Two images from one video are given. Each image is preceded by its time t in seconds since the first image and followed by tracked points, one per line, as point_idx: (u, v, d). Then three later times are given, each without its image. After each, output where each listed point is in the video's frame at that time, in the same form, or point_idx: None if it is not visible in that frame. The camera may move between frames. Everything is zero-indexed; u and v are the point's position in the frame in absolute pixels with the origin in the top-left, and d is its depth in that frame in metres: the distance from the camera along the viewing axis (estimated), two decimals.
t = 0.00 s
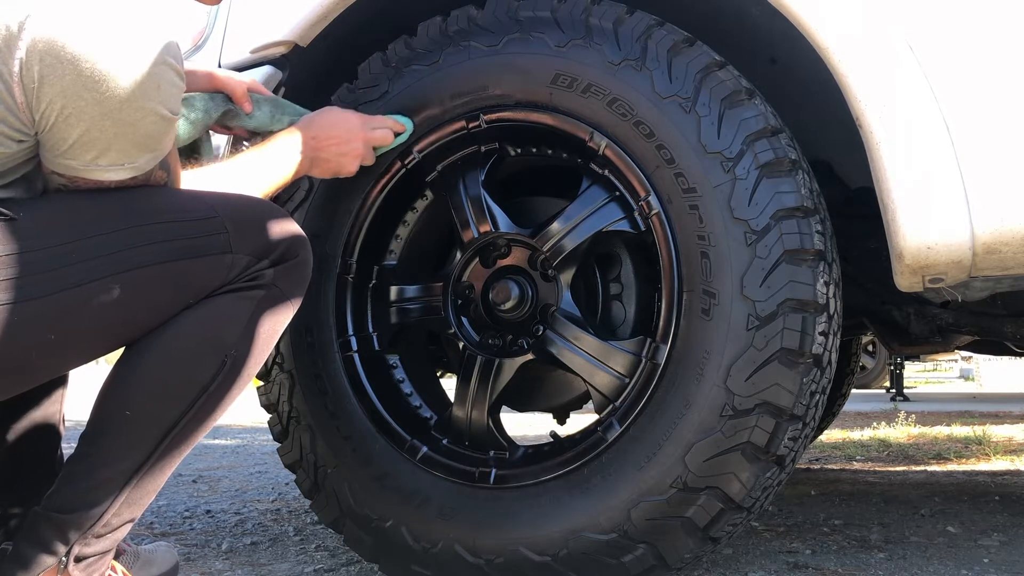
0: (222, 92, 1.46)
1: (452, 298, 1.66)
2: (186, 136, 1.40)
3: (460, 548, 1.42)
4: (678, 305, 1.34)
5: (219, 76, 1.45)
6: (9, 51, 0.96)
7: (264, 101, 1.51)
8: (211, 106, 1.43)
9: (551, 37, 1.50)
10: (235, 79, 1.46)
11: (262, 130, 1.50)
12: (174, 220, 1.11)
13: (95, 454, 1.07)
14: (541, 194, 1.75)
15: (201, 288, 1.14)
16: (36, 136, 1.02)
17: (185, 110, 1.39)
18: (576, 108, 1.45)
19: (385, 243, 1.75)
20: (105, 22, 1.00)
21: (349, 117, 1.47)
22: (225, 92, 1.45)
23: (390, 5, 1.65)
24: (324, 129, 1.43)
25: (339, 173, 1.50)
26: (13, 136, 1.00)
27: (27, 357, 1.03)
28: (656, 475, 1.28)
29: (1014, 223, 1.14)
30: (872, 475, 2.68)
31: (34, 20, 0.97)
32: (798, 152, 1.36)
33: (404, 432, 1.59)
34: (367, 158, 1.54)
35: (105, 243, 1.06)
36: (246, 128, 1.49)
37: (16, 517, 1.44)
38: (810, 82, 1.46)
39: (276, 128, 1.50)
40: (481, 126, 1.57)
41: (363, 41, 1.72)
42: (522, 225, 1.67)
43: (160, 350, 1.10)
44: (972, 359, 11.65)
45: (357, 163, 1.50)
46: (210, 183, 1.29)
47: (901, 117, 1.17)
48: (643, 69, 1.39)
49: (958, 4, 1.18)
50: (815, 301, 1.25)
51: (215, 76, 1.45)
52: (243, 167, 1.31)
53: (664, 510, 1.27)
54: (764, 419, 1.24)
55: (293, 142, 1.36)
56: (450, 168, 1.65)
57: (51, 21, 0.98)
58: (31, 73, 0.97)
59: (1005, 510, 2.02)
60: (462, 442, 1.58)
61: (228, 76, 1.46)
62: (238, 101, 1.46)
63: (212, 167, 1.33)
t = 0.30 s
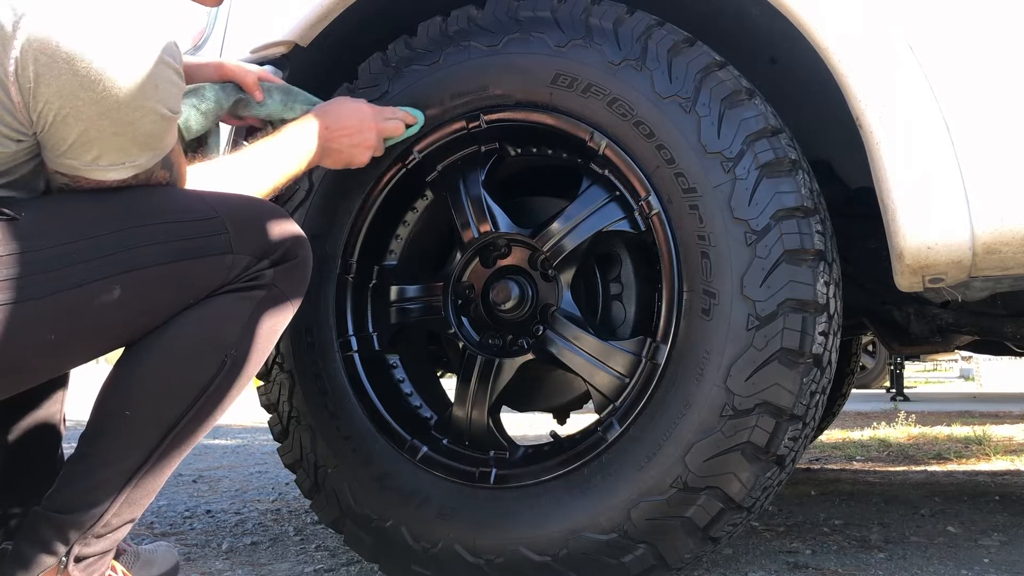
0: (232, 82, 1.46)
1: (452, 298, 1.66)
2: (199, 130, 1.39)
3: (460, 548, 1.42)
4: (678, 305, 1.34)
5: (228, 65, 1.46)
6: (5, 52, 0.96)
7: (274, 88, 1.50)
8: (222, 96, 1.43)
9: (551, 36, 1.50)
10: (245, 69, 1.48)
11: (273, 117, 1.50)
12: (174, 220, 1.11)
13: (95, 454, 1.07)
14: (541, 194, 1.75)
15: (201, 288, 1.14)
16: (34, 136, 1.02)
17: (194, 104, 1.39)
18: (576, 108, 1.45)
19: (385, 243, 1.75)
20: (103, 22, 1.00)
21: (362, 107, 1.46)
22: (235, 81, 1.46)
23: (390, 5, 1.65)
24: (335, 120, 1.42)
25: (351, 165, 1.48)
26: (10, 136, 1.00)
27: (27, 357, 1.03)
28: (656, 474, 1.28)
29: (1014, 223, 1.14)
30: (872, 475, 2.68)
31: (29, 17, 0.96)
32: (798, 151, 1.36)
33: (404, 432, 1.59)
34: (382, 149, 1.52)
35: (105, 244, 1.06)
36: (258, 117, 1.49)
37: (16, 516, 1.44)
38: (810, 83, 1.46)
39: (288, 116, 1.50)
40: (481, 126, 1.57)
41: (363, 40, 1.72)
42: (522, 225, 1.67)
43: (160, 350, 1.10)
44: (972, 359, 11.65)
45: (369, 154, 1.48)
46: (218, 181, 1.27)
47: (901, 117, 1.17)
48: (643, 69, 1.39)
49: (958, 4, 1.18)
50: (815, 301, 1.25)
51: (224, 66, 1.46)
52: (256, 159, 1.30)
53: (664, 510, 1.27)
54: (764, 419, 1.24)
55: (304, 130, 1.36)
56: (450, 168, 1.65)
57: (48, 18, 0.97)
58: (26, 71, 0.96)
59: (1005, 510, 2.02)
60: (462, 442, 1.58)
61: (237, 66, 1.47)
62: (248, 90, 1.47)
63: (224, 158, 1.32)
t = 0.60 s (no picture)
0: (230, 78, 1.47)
1: (452, 298, 1.66)
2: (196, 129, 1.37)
3: (460, 548, 1.42)
4: (678, 305, 1.34)
5: (225, 61, 1.46)
6: (6, 56, 0.96)
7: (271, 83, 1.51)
8: (222, 91, 1.42)
9: (551, 37, 1.50)
10: (243, 64, 1.47)
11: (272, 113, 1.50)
12: (173, 220, 1.11)
13: (95, 454, 1.07)
14: (541, 194, 1.75)
15: (201, 288, 1.14)
16: (36, 139, 1.02)
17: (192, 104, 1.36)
18: (576, 108, 1.45)
19: (386, 243, 1.75)
20: (105, 23, 1.00)
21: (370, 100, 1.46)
22: (232, 77, 1.46)
23: (390, 5, 1.65)
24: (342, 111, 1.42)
25: (361, 159, 1.48)
26: (12, 139, 1.00)
27: (27, 357, 1.03)
28: (656, 474, 1.28)
29: (1014, 224, 1.14)
30: (872, 475, 2.68)
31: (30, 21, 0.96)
32: (798, 152, 1.36)
33: (404, 431, 1.59)
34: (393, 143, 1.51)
35: (105, 244, 1.06)
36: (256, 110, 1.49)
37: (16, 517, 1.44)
38: (810, 83, 1.46)
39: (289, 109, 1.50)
40: (481, 126, 1.57)
41: (364, 41, 1.72)
42: (522, 225, 1.68)
43: (159, 350, 1.10)
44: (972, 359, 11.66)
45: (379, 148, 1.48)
46: (223, 177, 1.28)
47: (901, 117, 1.17)
48: (643, 69, 1.39)
49: (957, 4, 1.18)
50: (815, 301, 1.25)
51: (222, 61, 1.46)
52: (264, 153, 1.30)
53: (664, 510, 1.27)
54: (764, 419, 1.24)
55: (312, 125, 1.36)
56: (450, 168, 1.65)
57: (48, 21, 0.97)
58: (29, 79, 0.96)
59: (1005, 510, 2.02)
60: (461, 442, 1.58)
61: (234, 62, 1.47)
62: (246, 85, 1.47)
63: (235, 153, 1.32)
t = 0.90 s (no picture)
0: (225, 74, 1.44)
1: (452, 298, 1.66)
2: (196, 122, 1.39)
3: (460, 548, 1.42)
4: (678, 305, 1.34)
5: (222, 57, 1.42)
6: (5, 57, 0.96)
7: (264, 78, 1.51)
8: (216, 87, 1.41)
9: (551, 37, 1.50)
10: (239, 60, 1.45)
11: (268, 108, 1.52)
12: (172, 219, 1.11)
13: (94, 454, 1.07)
14: (541, 194, 1.75)
15: (200, 287, 1.14)
16: (33, 136, 1.02)
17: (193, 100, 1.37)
18: (576, 108, 1.45)
19: (386, 243, 1.75)
20: (104, 24, 1.00)
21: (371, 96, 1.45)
22: (228, 73, 1.44)
23: (390, 5, 1.65)
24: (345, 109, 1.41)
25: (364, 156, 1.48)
26: (9, 137, 1.00)
27: (28, 357, 1.03)
28: (656, 474, 1.28)
29: (1014, 223, 1.14)
30: (872, 475, 2.69)
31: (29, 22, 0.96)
32: (798, 152, 1.36)
33: (404, 431, 1.59)
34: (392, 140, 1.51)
35: (105, 244, 1.06)
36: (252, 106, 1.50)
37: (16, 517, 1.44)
38: (809, 84, 1.46)
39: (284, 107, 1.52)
40: (481, 126, 1.57)
41: (364, 41, 1.72)
42: (522, 225, 1.68)
43: (158, 349, 1.10)
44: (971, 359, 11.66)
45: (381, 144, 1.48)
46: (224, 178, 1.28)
47: (901, 117, 1.17)
48: (643, 69, 1.39)
49: (957, 4, 1.18)
50: (814, 300, 1.25)
51: (217, 56, 1.42)
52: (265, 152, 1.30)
53: (664, 510, 1.27)
54: (764, 419, 1.24)
55: (314, 123, 1.35)
56: (450, 169, 1.65)
57: (47, 22, 0.96)
58: (28, 76, 0.96)
59: (1005, 510, 2.02)
60: (461, 442, 1.58)
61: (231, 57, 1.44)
62: (243, 82, 1.46)
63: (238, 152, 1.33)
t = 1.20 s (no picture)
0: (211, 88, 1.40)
1: (451, 298, 1.66)
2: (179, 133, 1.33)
3: (460, 548, 1.42)
4: (678, 305, 1.34)
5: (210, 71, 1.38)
6: (4, 53, 0.95)
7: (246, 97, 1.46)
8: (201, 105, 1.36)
9: (551, 37, 1.50)
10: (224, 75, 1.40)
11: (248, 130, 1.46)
12: (173, 220, 1.11)
13: (95, 454, 1.07)
14: (541, 194, 1.75)
15: (200, 288, 1.14)
16: (28, 135, 1.01)
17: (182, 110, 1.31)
18: (576, 108, 1.45)
19: (386, 243, 1.75)
20: (105, 23, 1.00)
21: (330, 129, 1.43)
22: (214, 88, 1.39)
23: (390, 5, 1.65)
24: (301, 144, 1.41)
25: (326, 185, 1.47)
26: (6, 135, 0.99)
27: (29, 358, 1.03)
28: (656, 475, 1.28)
29: (1014, 223, 1.14)
30: (872, 475, 2.68)
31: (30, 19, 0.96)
32: (798, 152, 1.36)
33: (404, 431, 1.59)
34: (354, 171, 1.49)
35: (105, 245, 1.06)
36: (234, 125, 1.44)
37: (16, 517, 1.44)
38: (809, 84, 1.46)
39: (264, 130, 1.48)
40: (481, 126, 1.57)
41: (364, 41, 1.72)
42: (522, 225, 1.68)
43: (159, 350, 1.10)
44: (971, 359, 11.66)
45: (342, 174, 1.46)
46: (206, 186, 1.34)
47: (901, 117, 1.17)
48: (643, 69, 1.39)
49: (957, 4, 1.18)
50: (815, 300, 1.25)
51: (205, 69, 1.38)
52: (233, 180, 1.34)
53: (664, 510, 1.27)
54: (764, 419, 1.24)
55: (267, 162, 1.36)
56: (450, 169, 1.66)
57: (48, 20, 0.97)
58: (28, 73, 0.96)
59: (1005, 510, 2.02)
60: (461, 442, 1.58)
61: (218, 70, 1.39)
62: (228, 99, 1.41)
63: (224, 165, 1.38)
